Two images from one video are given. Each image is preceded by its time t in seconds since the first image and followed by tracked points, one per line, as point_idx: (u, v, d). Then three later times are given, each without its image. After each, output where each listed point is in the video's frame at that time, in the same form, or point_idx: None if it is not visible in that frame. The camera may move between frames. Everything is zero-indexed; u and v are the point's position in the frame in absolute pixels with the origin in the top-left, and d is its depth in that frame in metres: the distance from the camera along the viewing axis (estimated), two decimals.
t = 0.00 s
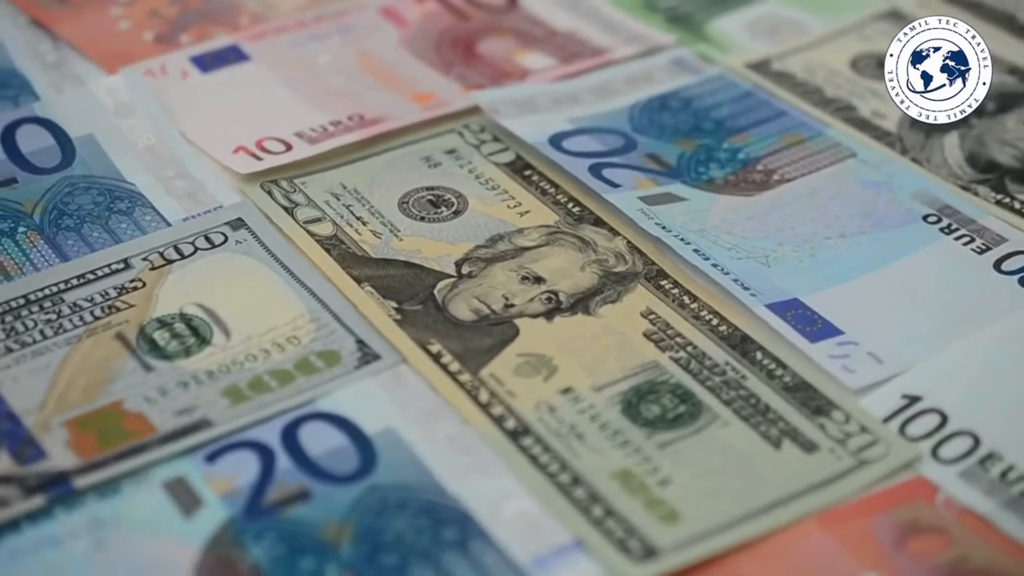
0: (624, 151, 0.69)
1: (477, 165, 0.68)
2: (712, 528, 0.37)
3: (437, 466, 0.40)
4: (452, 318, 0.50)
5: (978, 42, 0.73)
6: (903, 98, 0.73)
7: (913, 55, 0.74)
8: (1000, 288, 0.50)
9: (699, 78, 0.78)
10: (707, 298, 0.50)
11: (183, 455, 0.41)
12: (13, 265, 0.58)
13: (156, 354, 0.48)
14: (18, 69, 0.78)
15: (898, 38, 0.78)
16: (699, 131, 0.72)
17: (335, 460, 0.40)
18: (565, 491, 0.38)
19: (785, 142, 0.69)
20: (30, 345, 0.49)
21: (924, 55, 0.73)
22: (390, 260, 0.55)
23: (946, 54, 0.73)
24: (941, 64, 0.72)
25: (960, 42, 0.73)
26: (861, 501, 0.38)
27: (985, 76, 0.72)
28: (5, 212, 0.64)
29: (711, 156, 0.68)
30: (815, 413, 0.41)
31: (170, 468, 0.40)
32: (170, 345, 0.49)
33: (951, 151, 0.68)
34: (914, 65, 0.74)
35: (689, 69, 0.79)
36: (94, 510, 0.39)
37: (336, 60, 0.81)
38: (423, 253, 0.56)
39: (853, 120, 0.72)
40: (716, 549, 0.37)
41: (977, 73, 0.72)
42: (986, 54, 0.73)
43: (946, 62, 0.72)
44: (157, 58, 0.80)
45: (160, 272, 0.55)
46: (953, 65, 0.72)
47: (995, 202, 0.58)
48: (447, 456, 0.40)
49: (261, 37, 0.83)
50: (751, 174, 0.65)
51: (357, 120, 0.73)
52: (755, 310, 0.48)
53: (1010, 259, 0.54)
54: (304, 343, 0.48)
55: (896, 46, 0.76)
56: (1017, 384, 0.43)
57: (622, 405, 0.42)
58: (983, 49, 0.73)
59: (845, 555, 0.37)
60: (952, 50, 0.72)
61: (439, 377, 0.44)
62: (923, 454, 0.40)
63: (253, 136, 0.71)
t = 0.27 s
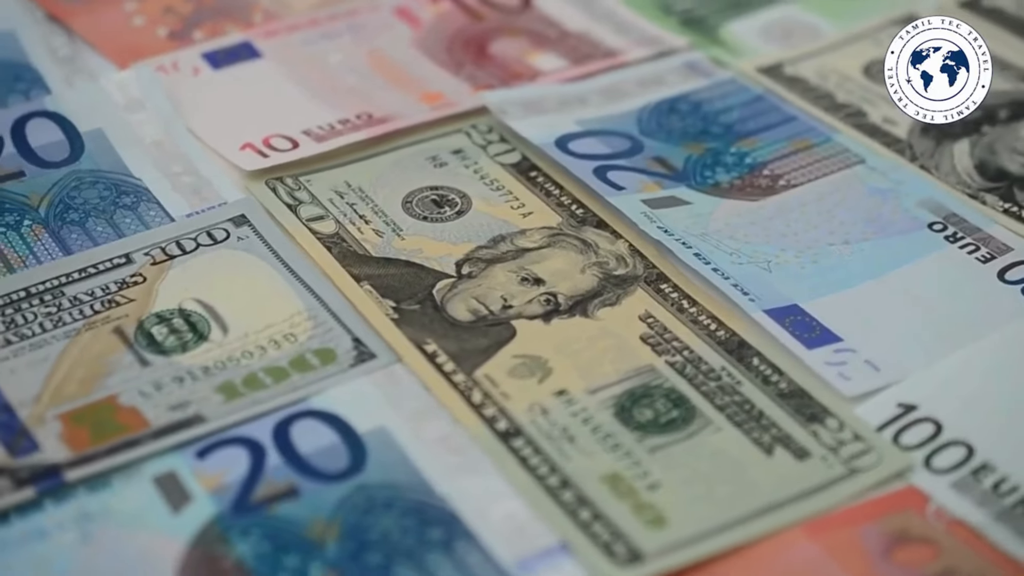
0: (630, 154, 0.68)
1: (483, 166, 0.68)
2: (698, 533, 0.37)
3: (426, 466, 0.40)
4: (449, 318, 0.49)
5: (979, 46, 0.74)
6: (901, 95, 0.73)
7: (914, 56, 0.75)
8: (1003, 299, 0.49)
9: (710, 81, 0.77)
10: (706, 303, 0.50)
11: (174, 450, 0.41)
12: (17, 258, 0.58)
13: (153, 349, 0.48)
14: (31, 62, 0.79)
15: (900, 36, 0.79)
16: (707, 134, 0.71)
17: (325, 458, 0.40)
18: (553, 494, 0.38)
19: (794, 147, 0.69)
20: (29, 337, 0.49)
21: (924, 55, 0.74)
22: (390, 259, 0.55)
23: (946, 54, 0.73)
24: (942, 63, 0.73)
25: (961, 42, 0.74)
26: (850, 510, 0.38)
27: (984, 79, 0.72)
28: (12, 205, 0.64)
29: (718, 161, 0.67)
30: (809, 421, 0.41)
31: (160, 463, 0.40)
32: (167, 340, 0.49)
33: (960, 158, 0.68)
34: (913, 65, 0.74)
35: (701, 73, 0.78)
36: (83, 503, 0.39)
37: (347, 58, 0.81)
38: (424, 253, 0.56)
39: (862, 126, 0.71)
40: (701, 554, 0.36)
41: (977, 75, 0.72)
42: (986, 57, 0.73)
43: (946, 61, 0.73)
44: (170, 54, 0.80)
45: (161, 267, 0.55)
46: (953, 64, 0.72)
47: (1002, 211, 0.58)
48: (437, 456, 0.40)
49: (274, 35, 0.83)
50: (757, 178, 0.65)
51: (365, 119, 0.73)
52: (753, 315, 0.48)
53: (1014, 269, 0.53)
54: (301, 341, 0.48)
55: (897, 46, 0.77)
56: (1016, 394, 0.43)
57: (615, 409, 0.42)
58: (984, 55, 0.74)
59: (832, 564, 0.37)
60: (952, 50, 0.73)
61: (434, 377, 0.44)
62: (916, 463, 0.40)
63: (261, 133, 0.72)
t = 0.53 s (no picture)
0: (637, 157, 0.68)
1: (489, 166, 0.67)
2: (683, 539, 0.37)
3: (414, 466, 0.39)
4: (446, 319, 0.49)
5: (980, 52, 0.75)
6: (901, 93, 0.73)
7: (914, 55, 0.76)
8: (1006, 308, 0.49)
9: (722, 85, 0.77)
10: (705, 308, 0.49)
11: (165, 444, 0.41)
12: (20, 250, 0.59)
13: (151, 343, 0.49)
14: (46, 56, 0.79)
15: (900, 36, 0.80)
16: (716, 139, 0.71)
17: (314, 456, 0.40)
18: (540, 497, 0.38)
19: (803, 153, 0.68)
20: (28, 330, 0.50)
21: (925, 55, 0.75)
22: (391, 258, 0.55)
23: (946, 54, 0.74)
24: (942, 64, 0.74)
25: (961, 45, 0.75)
26: (838, 519, 0.38)
27: (983, 82, 0.73)
28: (20, 198, 0.65)
29: (726, 165, 0.67)
30: (801, 428, 0.41)
31: (150, 457, 0.40)
32: (165, 335, 0.49)
33: (971, 166, 0.67)
34: (914, 64, 0.75)
35: (713, 77, 0.78)
36: (72, 495, 0.39)
37: (360, 57, 0.81)
38: (425, 252, 0.56)
39: (873, 132, 0.71)
40: (685, 561, 0.36)
41: (977, 78, 0.73)
42: (987, 63, 0.74)
43: (947, 62, 0.74)
44: (183, 50, 0.81)
45: (163, 262, 0.55)
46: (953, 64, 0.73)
47: (1009, 220, 0.57)
48: (425, 456, 0.40)
49: (288, 32, 0.83)
50: (764, 183, 0.64)
51: (374, 117, 0.73)
52: (750, 321, 0.47)
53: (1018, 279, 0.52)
54: (297, 338, 0.48)
55: (898, 46, 0.78)
56: (1014, 406, 0.42)
57: (607, 413, 0.42)
58: (985, 61, 0.75)
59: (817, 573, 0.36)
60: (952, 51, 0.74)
61: (427, 377, 0.44)
62: (907, 473, 0.39)
63: (269, 130, 0.72)
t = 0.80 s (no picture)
0: (642, 159, 0.67)
1: (493, 167, 0.67)
2: (674, 542, 0.36)
3: (407, 465, 0.39)
4: (445, 319, 0.49)
5: (981, 55, 0.75)
6: (900, 90, 0.74)
7: (914, 56, 0.76)
8: (1007, 315, 0.48)
9: (730, 88, 0.77)
10: (704, 311, 0.49)
11: (160, 440, 0.41)
12: (23, 245, 0.59)
13: (149, 339, 0.49)
14: (55, 51, 0.80)
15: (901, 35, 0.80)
16: (722, 141, 0.71)
17: (308, 454, 0.40)
18: (532, 498, 0.38)
19: (808, 157, 0.68)
20: (28, 324, 0.50)
21: (925, 55, 0.75)
22: (392, 257, 0.55)
23: (946, 55, 0.75)
24: (942, 63, 0.74)
25: (962, 46, 0.75)
26: (830, 525, 0.38)
27: (982, 84, 0.73)
28: (24, 193, 0.66)
29: (731, 168, 0.66)
30: (797, 433, 0.40)
31: (145, 452, 0.41)
32: (164, 331, 0.49)
33: (978, 172, 0.67)
34: (914, 64, 0.75)
35: (721, 79, 0.78)
36: (65, 490, 0.39)
37: (368, 55, 0.81)
38: (426, 252, 0.56)
39: (880, 137, 0.70)
40: (675, 564, 0.36)
41: (976, 80, 0.73)
42: (988, 66, 0.75)
43: (946, 61, 0.74)
44: (192, 47, 0.81)
45: (164, 259, 0.55)
46: (954, 64, 0.74)
47: (1015, 227, 0.56)
48: (418, 456, 0.40)
49: (298, 30, 0.83)
50: (768, 187, 0.64)
51: (380, 116, 0.73)
52: (749, 325, 0.47)
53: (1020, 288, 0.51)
54: (296, 336, 0.48)
55: (900, 42, 0.78)
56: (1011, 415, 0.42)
57: (602, 415, 0.42)
58: (985, 64, 0.75)
59: None
60: (952, 51, 0.74)
61: (423, 377, 0.44)
62: (901, 480, 0.39)
63: (275, 128, 0.72)
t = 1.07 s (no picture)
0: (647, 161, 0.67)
1: (498, 167, 0.67)
2: (661, 547, 0.36)
3: (397, 464, 0.39)
4: (442, 319, 0.49)
5: (981, 58, 0.75)
6: (900, 91, 0.74)
7: (914, 55, 0.76)
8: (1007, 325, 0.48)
9: (740, 92, 0.76)
10: (703, 315, 0.49)
11: (153, 435, 0.41)
12: (27, 238, 0.59)
13: (148, 335, 0.49)
14: (68, 46, 0.80)
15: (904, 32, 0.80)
16: (729, 145, 0.70)
17: (299, 452, 0.40)
18: (521, 500, 0.38)
19: (816, 162, 0.67)
20: (28, 317, 0.50)
21: (925, 55, 0.75)
22: (392, 256, 0.55)
23: (947, 54, 0.74)
24: (942, 63, 0.74)
25: (961, 46, 0.75)
26: (819, 532, 0.37)
27: (982, 87, 0.73)
28: (31, 187, 0.66)
29: (736, 172, 0.66)
30: (790, 439, 0.40)
31: (137, 447, 0.41)
32: (162, 327, 0.49)
33: (986, 179, 0.66)
34: (913, 64, 0.75)
35: (731, 83, 0.77)
36: (57, 483, 0.39)
37: (378, 54, 0.81)
38: (427, 251, 0.56)
39: (889, 142, 0.70)
40: (661, 569, 0.36)
41: (976, 82, 0.73)
42: (988, 69, 0.74)
43: (946, 61, 0.74)
44: (204, 44, 0.81)
45: (165, 255, 0.55)
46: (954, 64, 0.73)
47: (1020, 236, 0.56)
48: (409, 455, 0.40)
49: (310, 29, 0.83)
50: (773, 192, 0.63)
51: (387, 115, 0.73)
52: (747, 329, 0.46)
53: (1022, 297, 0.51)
54: (293, 334, 0.48)
55: (901, 37, 0.78)
56: (1007, 426, 0.42)
57: (595, 418, 0.42)
58: (985, 67, 0.75)
59: None
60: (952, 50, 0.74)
61: (418, 376, 0.44)
62: (893, 488, 0.39)
63: (282, 126, 0.72)
